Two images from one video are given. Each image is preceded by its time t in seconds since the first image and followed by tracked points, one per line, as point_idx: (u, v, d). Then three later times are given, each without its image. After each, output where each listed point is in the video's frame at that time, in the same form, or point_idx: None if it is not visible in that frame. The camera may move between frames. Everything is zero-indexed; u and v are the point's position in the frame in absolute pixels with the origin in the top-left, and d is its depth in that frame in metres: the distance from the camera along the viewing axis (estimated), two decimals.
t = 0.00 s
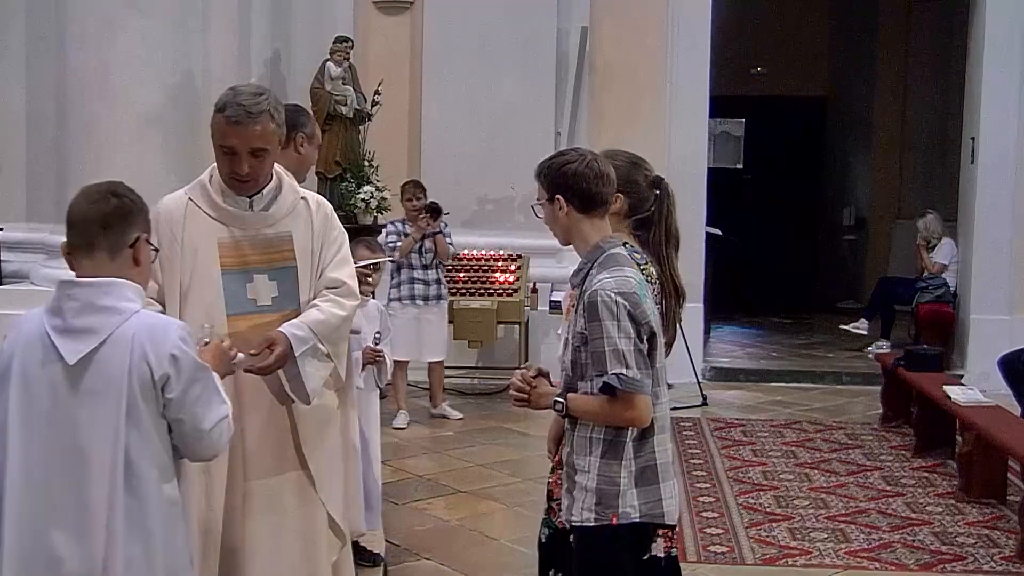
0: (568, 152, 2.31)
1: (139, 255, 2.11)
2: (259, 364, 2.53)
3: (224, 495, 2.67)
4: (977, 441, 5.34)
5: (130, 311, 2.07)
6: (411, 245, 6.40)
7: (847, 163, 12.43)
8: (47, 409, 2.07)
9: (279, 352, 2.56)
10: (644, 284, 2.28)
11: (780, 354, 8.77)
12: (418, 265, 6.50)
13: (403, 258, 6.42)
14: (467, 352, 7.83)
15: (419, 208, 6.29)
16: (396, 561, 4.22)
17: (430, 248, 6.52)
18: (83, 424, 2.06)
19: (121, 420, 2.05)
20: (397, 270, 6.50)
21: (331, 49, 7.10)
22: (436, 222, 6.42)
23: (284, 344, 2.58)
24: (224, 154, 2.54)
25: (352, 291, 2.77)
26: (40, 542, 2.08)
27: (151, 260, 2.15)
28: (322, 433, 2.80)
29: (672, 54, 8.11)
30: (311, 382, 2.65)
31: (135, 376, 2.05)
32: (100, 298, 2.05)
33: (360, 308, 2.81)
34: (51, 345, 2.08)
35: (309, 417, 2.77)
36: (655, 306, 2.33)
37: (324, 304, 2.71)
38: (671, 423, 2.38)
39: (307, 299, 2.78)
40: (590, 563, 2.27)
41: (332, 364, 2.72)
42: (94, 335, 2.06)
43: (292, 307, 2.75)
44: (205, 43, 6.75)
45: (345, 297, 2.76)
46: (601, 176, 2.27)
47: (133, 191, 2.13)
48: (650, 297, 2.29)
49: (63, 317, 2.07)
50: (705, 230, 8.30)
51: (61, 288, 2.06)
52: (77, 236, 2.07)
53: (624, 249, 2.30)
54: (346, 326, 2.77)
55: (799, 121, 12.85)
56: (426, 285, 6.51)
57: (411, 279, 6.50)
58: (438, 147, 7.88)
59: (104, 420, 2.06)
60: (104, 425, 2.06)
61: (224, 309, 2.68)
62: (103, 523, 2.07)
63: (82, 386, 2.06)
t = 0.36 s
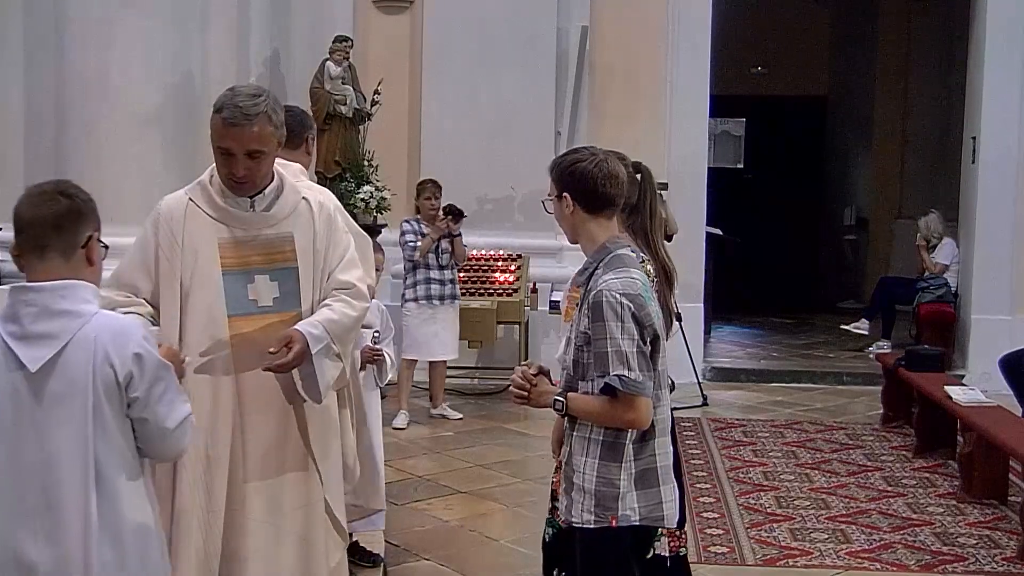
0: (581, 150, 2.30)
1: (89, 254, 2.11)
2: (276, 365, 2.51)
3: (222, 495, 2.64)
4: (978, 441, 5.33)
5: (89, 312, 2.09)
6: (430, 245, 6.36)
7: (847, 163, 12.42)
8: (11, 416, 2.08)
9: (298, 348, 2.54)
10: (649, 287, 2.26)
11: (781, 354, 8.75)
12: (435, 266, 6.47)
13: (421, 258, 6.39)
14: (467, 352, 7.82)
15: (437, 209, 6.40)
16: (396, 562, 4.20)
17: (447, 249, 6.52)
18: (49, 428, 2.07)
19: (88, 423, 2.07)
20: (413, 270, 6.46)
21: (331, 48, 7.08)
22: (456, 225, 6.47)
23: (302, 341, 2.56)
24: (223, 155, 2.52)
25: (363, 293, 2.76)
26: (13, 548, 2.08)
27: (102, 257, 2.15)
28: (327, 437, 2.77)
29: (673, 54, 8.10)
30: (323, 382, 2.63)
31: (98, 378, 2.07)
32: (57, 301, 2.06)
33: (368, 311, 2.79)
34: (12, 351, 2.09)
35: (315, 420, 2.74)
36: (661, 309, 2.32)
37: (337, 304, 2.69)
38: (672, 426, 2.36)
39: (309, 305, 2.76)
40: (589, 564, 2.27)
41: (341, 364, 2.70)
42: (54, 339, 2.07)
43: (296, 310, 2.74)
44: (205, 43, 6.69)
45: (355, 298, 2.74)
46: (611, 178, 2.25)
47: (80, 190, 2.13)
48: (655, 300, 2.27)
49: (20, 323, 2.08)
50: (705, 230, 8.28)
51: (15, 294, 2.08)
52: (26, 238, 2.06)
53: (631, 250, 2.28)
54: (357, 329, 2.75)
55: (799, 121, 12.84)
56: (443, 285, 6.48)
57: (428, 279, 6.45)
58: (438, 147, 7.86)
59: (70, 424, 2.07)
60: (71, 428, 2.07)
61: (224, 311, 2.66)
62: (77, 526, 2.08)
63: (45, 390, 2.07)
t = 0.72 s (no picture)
0: (592, 150, 2.29)
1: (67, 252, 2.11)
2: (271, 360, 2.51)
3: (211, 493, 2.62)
4: (979, 442, 5.31)
5: (73, 310, 2.09)
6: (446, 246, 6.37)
7: (848, 164, 12.41)
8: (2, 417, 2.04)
9: (292, 342, 2.52)
10: (650, 288, 2.25)
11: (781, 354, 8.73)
12: (450, 266, 6.49)
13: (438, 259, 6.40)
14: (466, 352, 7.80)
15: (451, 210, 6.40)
16: (395, 563, 4.17)
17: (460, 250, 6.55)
18: (41, 429, 2.06)
19: (83, 423, 2.08)
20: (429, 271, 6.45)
21: (330, 47, 7.07)
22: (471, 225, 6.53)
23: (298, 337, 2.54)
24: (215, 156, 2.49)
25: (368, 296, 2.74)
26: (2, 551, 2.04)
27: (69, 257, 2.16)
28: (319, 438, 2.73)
29: (673, 54, 8.09)
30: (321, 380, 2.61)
31: (90, 377, 2.08)
32: (45, 299, 2.06)
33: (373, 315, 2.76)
34: None
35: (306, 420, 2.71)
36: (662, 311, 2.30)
37: (343, 305, 2.68)
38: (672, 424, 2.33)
39: (304, 307, 2.70)
40: (589, 564, 2.27)
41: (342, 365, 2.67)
42: (44, 338, 2.05)
43: (291, 310, 2.67)
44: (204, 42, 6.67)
45: (359, 298, 2.73)
46: (618, 179, 2.23)
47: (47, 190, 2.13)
48: (656, 301, 2.25)
49: (7, 322, 2.05)
50: (706, 230, 8.26)
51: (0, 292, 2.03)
52: (4, 235, 2.02)
53: (633, 251, 2.27)
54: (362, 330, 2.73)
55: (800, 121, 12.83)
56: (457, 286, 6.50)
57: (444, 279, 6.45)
58: (439, 146, 7.84)
59: (64, 422, 2.07)
60: (65, 429, 2.07)
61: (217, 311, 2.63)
62: (72, 526, 2.08)
63: (38, 390, 2.05)
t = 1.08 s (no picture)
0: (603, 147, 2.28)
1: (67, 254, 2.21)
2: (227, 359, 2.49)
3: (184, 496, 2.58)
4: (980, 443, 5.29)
5: (77, 308, 2.18)
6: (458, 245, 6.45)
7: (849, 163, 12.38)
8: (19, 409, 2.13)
9: (244, 347, 2.50)
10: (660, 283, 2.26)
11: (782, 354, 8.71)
12: (462, 265, 6.60)
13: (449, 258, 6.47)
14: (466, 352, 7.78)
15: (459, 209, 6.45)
16: (396, 564, 4.15)
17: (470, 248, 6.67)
18: (57, 421, 2.15)
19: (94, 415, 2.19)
20: (440, 269, 6.54)
21: (329, 46, 7.05)
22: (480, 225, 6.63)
23: (258, 346, 2.52)
24: (190, 155, 2.46)
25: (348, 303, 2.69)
26: (21, 538, 2.13)
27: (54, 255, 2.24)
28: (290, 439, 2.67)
29: (674, 54, 8.07)
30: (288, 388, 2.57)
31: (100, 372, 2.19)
32: (58, 297, 2.14)
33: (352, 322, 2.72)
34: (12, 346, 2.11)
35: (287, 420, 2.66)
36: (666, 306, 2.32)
37: (316, 312, 2.65)
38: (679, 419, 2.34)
39: (282, 309, 2.67)
40: (604, 562, 2.23)
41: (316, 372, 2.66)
42: (57, 336, 2.13)
43: (268, 312, 2.64)
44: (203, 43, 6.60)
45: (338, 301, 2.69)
46: (630, 181, 2.25)
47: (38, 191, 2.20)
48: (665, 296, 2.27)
49: (24, 317, 2.11)
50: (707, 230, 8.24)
51: (16, 292, 2.10)
52: (11, 237, 2.09)
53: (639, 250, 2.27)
54: (341, 336, 2.69)
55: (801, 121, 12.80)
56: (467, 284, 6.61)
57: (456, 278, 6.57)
58: (439, 146, 7.82)
59: (77, 417, 2.17)
60: (77, 421, 2.17)
61: (191, 312, 2.59)
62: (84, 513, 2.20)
63: (53, 383, 2.14)
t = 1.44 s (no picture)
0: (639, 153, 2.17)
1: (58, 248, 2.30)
2: (166, 374, 2.45)
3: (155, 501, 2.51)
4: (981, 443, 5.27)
5: (67, 300, 2.27)
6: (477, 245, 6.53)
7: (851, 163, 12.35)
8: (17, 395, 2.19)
9: (181, 341, 2.45)
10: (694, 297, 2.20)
11: (782, 354, 8.69)
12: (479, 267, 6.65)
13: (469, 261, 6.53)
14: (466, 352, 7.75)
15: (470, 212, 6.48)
16: (397, 564, 4.14)
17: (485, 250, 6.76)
18: (51, 404, 2.21)
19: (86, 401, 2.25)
20: (462, 272, 6.58)
21: (329, 45, 7.03)
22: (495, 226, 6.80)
23: (194, 350, 2.46)
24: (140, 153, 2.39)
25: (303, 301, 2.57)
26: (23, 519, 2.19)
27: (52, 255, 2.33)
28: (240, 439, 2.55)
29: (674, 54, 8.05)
30: (236, 393, 2.49)
31: (89, 358, 2.27)
32: (48, 287, 2.23)
33: (311, 323, 2.59)
34: (9, 335, 2.19)
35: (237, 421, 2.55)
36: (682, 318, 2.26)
37: (266, 313, 2.54)
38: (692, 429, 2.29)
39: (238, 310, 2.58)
40: None
41: (273, 373, 2.56)
42: (51, 323, 2.21)
43: (219, 314, 2.54)
44: (203, 43, 6.54)
45: (296, 300, 2.57)
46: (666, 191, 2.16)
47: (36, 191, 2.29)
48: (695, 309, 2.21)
49: (16, 307, 2.19)
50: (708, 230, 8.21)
51: (12, 281, 2.19)
52: (7, 232, 2.18)
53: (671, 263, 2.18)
54: (297, 338, 2.57)
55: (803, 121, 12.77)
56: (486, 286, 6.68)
57: (476, 280, 6.62)
58: (439, 146, 7.80)
59: (73, 402, 2.23)
60: (69, 406, 2.23)
61: (145, 317, 2.54)
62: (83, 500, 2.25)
63: (47, 368, 2.21)
